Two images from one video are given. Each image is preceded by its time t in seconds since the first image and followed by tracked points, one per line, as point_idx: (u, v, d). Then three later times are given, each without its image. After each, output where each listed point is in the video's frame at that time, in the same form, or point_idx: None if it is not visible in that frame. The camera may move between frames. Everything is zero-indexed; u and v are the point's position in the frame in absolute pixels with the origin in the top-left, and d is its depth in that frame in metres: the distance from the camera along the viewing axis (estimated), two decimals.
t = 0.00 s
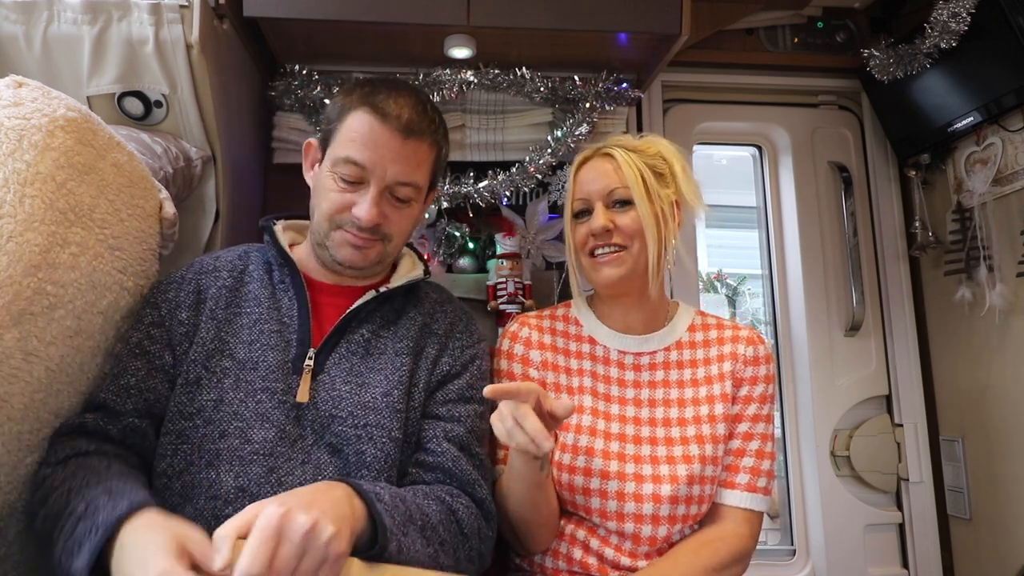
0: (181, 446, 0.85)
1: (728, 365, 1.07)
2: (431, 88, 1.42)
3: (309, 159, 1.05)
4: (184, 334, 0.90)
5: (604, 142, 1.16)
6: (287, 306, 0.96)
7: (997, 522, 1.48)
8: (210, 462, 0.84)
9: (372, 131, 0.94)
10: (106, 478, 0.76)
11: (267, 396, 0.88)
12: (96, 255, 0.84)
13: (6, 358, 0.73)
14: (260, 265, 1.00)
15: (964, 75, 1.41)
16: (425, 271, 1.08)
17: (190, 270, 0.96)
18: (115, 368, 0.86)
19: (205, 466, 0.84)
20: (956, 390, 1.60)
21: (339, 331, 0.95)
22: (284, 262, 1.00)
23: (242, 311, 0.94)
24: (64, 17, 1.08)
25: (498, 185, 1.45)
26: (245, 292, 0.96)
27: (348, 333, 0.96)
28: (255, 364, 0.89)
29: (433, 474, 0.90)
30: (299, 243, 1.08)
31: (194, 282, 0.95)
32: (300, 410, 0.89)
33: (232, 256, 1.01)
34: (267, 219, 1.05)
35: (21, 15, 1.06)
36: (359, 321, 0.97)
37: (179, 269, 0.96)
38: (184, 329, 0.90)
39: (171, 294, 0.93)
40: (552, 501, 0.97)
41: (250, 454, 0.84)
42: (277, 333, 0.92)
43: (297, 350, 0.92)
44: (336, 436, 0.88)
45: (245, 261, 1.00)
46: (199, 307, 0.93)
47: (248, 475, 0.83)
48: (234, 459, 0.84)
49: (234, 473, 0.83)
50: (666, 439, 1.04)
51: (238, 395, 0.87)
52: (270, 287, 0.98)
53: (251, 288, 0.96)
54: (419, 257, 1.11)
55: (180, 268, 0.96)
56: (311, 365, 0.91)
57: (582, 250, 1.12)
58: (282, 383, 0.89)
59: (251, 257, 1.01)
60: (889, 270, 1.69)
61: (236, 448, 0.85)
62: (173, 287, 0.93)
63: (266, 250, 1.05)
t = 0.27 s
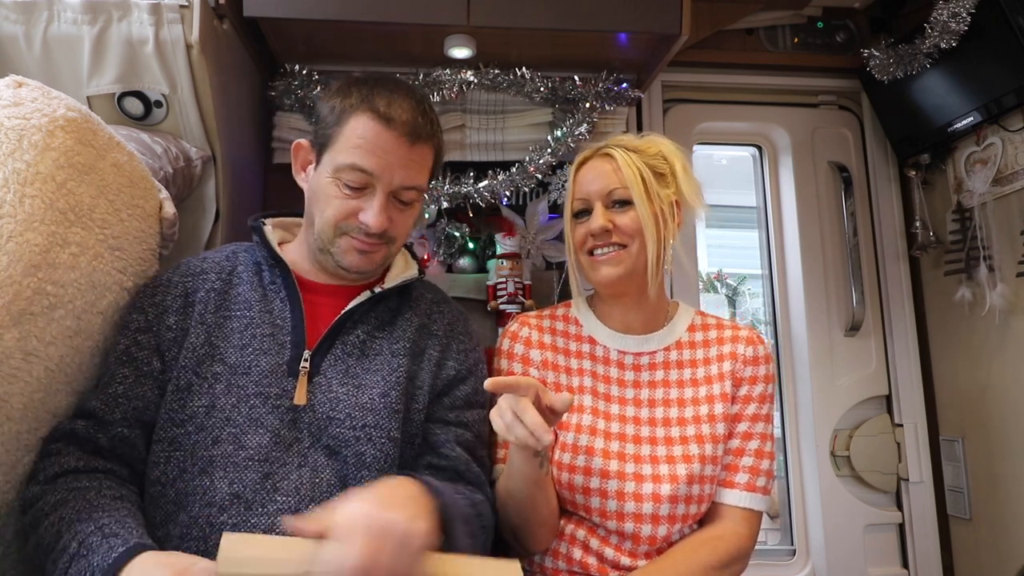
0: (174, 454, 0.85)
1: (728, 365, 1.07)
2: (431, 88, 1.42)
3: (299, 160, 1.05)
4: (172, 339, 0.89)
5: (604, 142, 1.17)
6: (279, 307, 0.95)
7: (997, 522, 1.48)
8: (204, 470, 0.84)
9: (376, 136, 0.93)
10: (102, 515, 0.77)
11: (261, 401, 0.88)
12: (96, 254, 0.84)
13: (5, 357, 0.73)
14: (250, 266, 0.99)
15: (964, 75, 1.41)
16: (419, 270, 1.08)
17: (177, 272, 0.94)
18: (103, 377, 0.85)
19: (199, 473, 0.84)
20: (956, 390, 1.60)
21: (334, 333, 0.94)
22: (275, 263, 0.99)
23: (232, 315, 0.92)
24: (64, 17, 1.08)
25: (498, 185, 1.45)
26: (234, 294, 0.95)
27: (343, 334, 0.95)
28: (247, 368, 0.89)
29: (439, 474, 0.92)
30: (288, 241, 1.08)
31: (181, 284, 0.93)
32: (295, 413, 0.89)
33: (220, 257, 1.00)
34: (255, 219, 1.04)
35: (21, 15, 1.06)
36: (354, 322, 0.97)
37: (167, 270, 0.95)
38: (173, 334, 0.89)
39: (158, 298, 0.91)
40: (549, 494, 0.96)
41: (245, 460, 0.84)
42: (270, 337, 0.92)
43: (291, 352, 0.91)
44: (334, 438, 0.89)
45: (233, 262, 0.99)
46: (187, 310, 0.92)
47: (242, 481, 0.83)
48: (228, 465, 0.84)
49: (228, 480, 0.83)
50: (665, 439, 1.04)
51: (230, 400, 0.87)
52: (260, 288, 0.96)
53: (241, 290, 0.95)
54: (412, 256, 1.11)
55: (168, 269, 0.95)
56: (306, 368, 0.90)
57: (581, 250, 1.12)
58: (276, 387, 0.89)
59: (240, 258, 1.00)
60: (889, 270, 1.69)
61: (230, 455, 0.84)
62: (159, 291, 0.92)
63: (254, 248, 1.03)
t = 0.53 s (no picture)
0: (170, 461, 0.85)
1: (727, 365, 1.07)
2: (431, 88, 1.42)
3: (287, 160, 1.05)
4: (164, 344, 0.88)
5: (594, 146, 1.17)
6: (274, 311, 0.94)
7: (997, 522, 1.48)
8: (204, 475, 0.85)
9: (364, 134, 0.93)
10: (90, 537, 0.76)
11: (260, 406, 0.87)
12: (96, 254, 0.84)
13: (6, 357, 0.73)
14: (241, 268, 0.98)
15: (964, 75, 1.41)
16: (414, 271, 1.07)
17: (165, 276, 0.92)
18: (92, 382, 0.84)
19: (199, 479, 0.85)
20: (956, 390, 1.60)
21: (332, 334, 0.94)
22: (267, 264, 0.98)
23: (225, 318, 0.92)
24: (64, 17, 1.08)
25: (498, 185, 1.45)
26: (226, 297, 0.93)
27: (341, 336, 0.95)
28: (244, 373, 0.88)
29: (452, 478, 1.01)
30: (279, 241, 1.07)
31: (169, 288, 0.91)
32: (295, 417, 0.88)
33: (209, 258, 0.98)
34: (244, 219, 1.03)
35: (21, 15, 1.06)
36: (351, 324, 0.97)
37: (157, 272, 0.93)
38: (164, 339, 0.88)
39: (145, 302, 0.89)
40: (579, 492, 0.92)
41: (245, 465, 0.85)
42: (265, 341, 0.91)
43: (290, 356, 0.91)
44: (335, 439, 0.89)
45: (222, 265, 0.97)
46: (177, 314, 0.90)
47: (242, 485, 0.84)
48: (229, 471, 0.85)
49: (228, 484, 0.84)
50: (664, 438, 1.04)
51: (228, 406, 0.87)
52: (253, 292, 0.95)
53: (234, 293, 0.94)
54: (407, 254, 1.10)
55: (157, 272, 0.93)
56: (305, 370, 0.90)
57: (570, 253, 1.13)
58: (275, 392, 0.88)
59: (229, 259, 0.99)
60: (889, 270, 1.69)
61: (231, 461, 0.85)
62: (146, 295, 0.90)
63: (243, 249, 1.02)
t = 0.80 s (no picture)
0: (175, 463, 0.85)
1: (731, 367, 1.08)
2: (431, 88, 1.42)
3: (285, 160, 1.04)
4: (169, 348, 0.88)
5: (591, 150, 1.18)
6: (276, 314, 0.94)
7: (997, 522, 1.48)
8: (211, 476, 0.86)
9: (358, 128, 0.93)
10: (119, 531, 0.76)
11: (264, 408, 0.87)
12: (96, 254, 0.84)
13: (6, 357, 0.73)
14: (242, 272, 0.97)
15: (964, 75, 1.41)
16: (414, 270, 1.07)
17: (168, 281, 0.92)
18: (98, 386, 0.84)
19: (206, 480, 0.86)
20: (956, 390, 1.60)
21: (334, 336, 0.94)
22: (268, 268, 0.97)
23: (229, 322, 0.92)
24: (64, 17, 1.08)
25: (498, 185, 1.45)
26: (229, 301, 0.93)
27: (343, 337, 0.95)
28: (247, 376, 0.88)
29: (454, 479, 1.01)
30: (278, 244, 1.07)
31: (173, 292, 0.91)
32: (299, 419, 0.88)
33: (210, 262, 0.97)
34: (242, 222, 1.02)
35: (21, 15, 1.06)
36: (353, 325, 0.97)
37: (159, 276, 0.93)
38: (169, 343, 0.88)
39: (149, 306, 0.89)
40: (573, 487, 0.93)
41: (250, 466, 0.85)
42: (268, 344, 0.91)
43: (292, 358, 0.91)
44: (338, 440, 0.89)
45: (224, 269, 0.96)
46: (182, 318, 0.90)
47: (246, 486, 0.84)
48: (236, 472, 0.86)
49: (232, 485, 0.84)
50: (669, 438, 1.04)
51: (232, 409, 0.87)
52: (255, 295, 0.95)
53: (236, 296, 0.94)
54: (406, 253, 1.10)
55: (159, 276, 0.93)
56: (309, 372, 0.90)
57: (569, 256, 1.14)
58: (279, 395, 0.88)
59: (231, 262, 0.98)
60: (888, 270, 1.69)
61: (237, 463, 0.86)
62: (150, 299, 0.90)
63: (242, 253, 1.01)
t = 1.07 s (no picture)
0: (176, 464, 0.86)
1: (732, 367, 1.08)
2: (431, 88, 1.42)
3: (285, 162, 1.04)
4: (169, 349, 0.88)
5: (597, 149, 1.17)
6: (276, 315, 0.94)
7: (997, 522, 1.48)
8: (210, 477, 0.86)
9: (354, 125, 0.93)
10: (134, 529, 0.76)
11: (264, 409, 0.88)
12: (96, 254, 0.84)
13: (5, 357, 0.73)
14: (242, 273, 0.97)
15: (964, 75, 1.41)
16: (414, 270, 1.07)
17: (169, 282, 0.93)
18: (102, 387, 0.84)
19: (205, 481, 0.86)
20: (956, 390, 1.60)
21: (334, 336, 0.94)
22: (267, 269, 0.96)
23: (229, 324, 0.92)
24: (64, 17, 1.08)
25: (498, 185, 1.45)
26: (229, 302, 0.94)
27: (343, 337, 0.95)
28: (248, 377, 0.89)
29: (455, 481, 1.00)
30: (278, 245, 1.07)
31: (174, 293, 0.92)
32: (299, 420, 0.88)
33: (211, 264, 0.97)
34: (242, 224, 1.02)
35: (21, 15, 1.06)
36: (353, 325, 0.97)
37: (158, 278, 0.94)
38: (170, 344, 0.89)
39: (151, 307, 0.90)
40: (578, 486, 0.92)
41: (249, 468, 0.85)
42: (269, 345, 0.91)
43: (292, 359, 0.91)
44: (339, 441, 0.88)
45: (225, 270, 0.97)
46: (183, 319, 0.91)
47: (246, 487, 0.84)
48: (235, 473, 0.86)
49: (232, 486, 0.84)
50: (670, 439, 1.04)
51: (232, 410, 0.87)
52: (255, 296, 0.95)
53: (236, 298, 0.94)
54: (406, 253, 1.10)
55: (159, 278, 0.94)
56: (309, 373, 0.90)
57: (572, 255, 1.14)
58: (279, 395, 0.89)
59: (231, 264, 0.98)
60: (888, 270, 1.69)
61: (236, 464, 0.86)
62: (151, 300, 0.90)
63: (243, 255, 1.01)
